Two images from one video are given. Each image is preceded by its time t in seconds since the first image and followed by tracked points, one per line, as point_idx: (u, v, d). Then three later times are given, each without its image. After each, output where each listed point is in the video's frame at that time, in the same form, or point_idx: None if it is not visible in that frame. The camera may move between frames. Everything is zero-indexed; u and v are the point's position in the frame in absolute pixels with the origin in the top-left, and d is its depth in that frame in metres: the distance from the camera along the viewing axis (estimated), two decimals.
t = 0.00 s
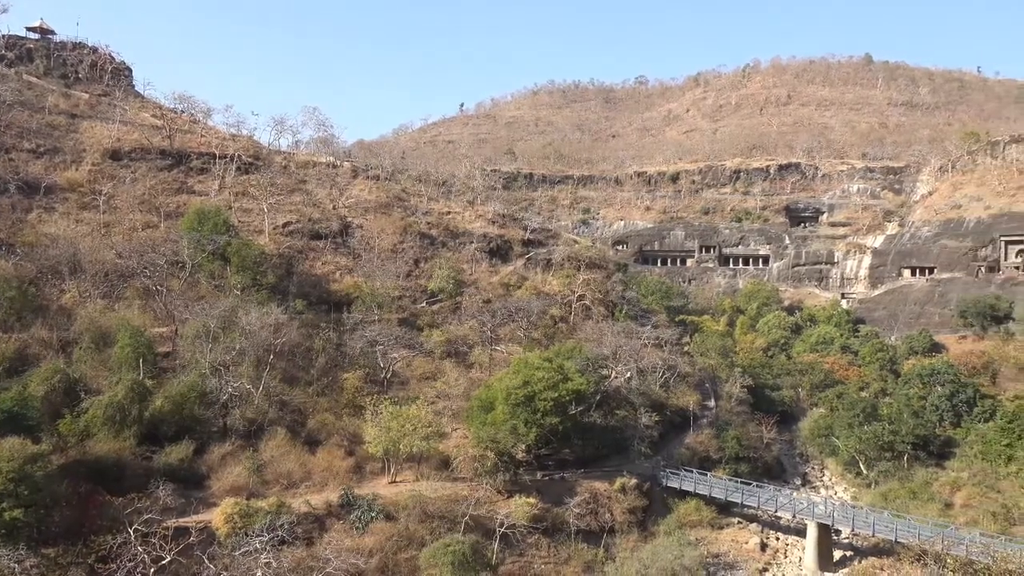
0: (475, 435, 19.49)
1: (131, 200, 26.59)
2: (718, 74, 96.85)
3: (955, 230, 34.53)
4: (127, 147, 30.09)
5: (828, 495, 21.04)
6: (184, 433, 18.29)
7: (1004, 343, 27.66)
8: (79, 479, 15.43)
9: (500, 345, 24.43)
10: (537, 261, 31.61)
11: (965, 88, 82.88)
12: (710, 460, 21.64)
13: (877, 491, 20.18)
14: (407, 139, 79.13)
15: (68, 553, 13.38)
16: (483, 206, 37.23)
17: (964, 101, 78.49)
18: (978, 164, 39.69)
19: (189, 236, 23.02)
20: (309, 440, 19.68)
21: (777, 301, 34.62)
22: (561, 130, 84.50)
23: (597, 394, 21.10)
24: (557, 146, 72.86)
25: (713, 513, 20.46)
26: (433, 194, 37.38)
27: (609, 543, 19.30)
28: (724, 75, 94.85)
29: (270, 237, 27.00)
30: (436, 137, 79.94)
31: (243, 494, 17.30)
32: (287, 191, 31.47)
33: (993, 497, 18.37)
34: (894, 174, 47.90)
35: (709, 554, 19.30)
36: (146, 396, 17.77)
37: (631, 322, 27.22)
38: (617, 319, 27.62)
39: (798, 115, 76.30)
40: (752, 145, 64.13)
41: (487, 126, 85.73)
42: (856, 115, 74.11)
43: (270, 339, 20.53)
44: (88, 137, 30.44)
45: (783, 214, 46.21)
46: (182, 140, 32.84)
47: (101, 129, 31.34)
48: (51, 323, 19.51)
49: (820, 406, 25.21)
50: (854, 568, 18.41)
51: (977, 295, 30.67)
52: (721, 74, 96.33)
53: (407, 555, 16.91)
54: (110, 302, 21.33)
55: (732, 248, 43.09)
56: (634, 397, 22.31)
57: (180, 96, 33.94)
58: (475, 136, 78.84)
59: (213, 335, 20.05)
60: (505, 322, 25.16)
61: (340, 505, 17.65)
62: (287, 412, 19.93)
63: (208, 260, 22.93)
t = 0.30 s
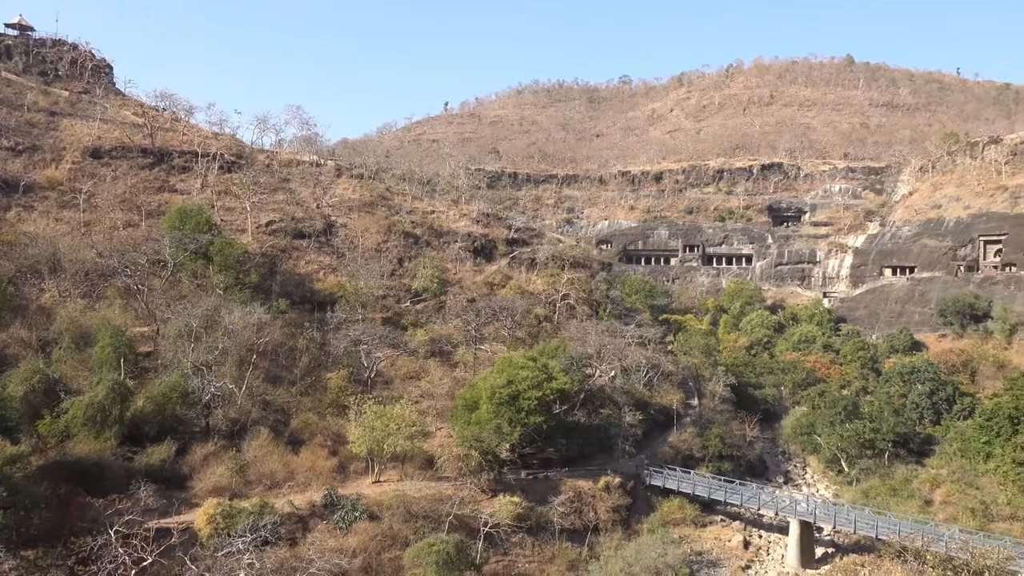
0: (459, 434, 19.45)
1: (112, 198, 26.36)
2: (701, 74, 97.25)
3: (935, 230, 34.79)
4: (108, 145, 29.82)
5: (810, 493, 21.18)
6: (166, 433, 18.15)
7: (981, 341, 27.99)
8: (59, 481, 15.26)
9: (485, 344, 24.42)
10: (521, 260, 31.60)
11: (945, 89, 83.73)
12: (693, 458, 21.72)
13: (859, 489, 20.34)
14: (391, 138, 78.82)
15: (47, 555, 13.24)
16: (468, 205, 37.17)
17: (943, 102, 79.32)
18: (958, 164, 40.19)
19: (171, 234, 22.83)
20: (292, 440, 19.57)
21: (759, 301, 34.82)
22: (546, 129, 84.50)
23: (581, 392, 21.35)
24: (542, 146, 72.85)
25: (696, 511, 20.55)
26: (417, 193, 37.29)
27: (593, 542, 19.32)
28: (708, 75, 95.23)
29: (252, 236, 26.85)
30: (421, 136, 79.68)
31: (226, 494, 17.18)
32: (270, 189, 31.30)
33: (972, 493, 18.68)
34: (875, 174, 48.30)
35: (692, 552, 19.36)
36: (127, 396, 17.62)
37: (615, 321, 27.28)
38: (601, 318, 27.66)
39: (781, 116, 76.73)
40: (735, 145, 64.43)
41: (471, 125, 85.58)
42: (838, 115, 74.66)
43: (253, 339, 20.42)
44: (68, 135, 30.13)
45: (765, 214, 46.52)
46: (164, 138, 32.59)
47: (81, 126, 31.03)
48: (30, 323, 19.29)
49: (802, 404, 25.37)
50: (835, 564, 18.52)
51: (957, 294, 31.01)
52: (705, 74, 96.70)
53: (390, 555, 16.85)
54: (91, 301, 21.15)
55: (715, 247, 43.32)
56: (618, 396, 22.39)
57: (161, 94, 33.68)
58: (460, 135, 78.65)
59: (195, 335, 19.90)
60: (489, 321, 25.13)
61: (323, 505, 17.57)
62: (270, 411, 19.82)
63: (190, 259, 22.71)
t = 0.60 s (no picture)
0: (441, 433, 19.43)
1: (90, 196, 26.07)
2: (684, 74, 97.54)
3: (913, 229, 35.15)
4: (87, 142, 29.49)
5: (791, 490, 21.34)
6: (145, 433, 17.99)
7: (958, 339, 28.31)
8: (36, 481, 15.06)
9: (468, 343, 24.39)
10: (504, 259, 31.59)
11: (923, 89, 84.66)
12: (675, 456, 21.84)
13: (838, 486, 20.59)
14: (374, 136, 78.44)
15: (25, 557, 13.04)
16: (451, 204, 37.13)
17: (921, 102, 80.24)
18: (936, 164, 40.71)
19: (151, 233, 22.61)
20: (273, 440, 19.45)
21: (740, 300, 34.99)
22: (528, 128, 84.47)
23: (564, 391, 21.47)
24: (525, 145, 72.77)
25: (678, 509, 20.66)
26: (399, 192, 37.20)
27: (575, 540, 19.37)
28: (689, 75, 95.57)
29: (233, 235, 26.67)
30: (404, 134, 79.32)
31: (206, 495, 17.06)
32: (251, 188, 31.10)
33: (949, 489, 19.13)
34: (855, 173, 48.68)
35: (674, 549, 19.46)
36: (106, 396, 17.43)
37: (597, 320, 27.35)
38: (583, 317, 27.71)
39: (761, 116, 77.25)
40: (717, 144, 64.80)
41: (454, 124, 85.39)
42: (818, 116, 75.19)
43: (234, 339, 20.28)
44: (45, 132, 29.75)
45: (746, 213, 46.82)
46: (143, 136, 32.28)
47: (59, 123, 30.65)
48: (6, 322, 19.03)
49: (783, 402, 25.55)
50: (815, 561, 18.70)
51: (934, 292, 31.41)
52: (687, 74, 97.13)
53: (372, 555, 16.79)
54: (69, 300, 20.91)
55: (697, 246, 43.48)
56: (600, 394, 22.46)
57: (141, 91, 33.38)
58: (442, 134, 78.48)
59: (175, 334, 19.71)
60: (471, 320, 25.10)
61: (305, 505, 17.49)
62: (251, 411, 19.70)
63: (170, 258, 22.50)
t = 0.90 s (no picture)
0: (422, 432, 19.39)
1: (66, 193, 25.74)
2: (664, 73, 97.94)
3: (889, 228, 35.55)
4: (62, 139, 29.10)
5: (769, 487, 21.50)
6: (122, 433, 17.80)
7: (933, 337, 28.61)
8: (11, 482, 14.73)
9: (448, 342, 24.35)
10: (485, 257, 31.56)
11: (899, 90, 85.66)
12: (655, 454, 21.94)
13: (815, 483, 20.80)
14: (354, 135, 77.99)
15: None
16: (431, 202, 37.06)
17: (897, 103, 81.19)
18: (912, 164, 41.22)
19: (128, 231, 22.36)
20: (252, 439, 19.31)
21: (719, 298, 35.22)
22: (509, 127, 84.40)
23: (544, 390, 21.59)
24: (505, 144, 72.70)
25: (658, 506, 20.75)
26: (380, 191, 37.10)
27: (556, 538, 19.39)
28: (670, 75, 95.94)
29: (212, 233, 26.45)
30: (384, 133, 78.95)
31: (184, 495, 16.90)
32: (230, 185, 30.85)
33: (924, 486, 19.42)
34: (833, 173, 49.12)
35: (654, 547, 19.55)
36: (82, 396, 17.23)
37: (578, 318, 27.41)
38: (564, 316, 27.77)
39: (740, 116, 77.76)
40: (696, 144, 65.16)
41: (434, 122, 85.13)
42: (796, 116, 75.76)
43: (213, 338, 20.09)
44: (20, 128, 29.32)
45: (725, 212, 47.12)
46: (120, 133, 31.93)
47: (34, 120, 30.22)
48: None
49: (761, 400, 25.74)
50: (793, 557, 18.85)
51: (910, 291, 31.78)
52: (667, 74, 97.55)
53: (353, 554, 16.70)
54: (44, 299, 20.65)
55: (676, 245, 43.65)
56: (580, 393, 22.52)
57: (118, 87, 33.00)
58: (423, 132, 78.23)
59: (153, 333, 19.49)
60: (452, 319, 25.05)
61: (284, 505, 17.39)
62: (230, 411, 19.54)
63: (148, 256, 22.25)
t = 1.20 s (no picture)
0: (401, 431, 19.34)
1: (38, 190, 25.39)
2: (643, 73, 98.32)
3: (864, 228, 35.98)
4: (35, 136, 28.70)
5: (746, 484, 21.66)
6: (97, 433, 17.59)
7: (907, 335, 28.97)
8: None
9: (427, 341, 24.31)
10: (464, 255, 31.54)
11: (874, 91, 86.62)
12: (633, 452, 22.06)
13: (791, 480, 21.01)
14: (332, 132, 77.47)
15: None
16: (410, 200, 36.98)
17: (872, 104, 82.10)
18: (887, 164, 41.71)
19: (103, 228, 22.08)
20: (229, 439, 19.17)
21: (697, 297, 35.50)
22: (488, 125, 84.27)
23: (523, 388, 21.58)
24: (484, 142, 72.64)
25: (636, 504, 20.86)
26: (358, 189, 36.96)
27: (535, 536, 19.45)
28: (649, 75, 96.32)
29: (188, 231, 26.22)
30: (363, 130, 78.46)
31: (160, 496, 16.76)
32: (207, 183, 30.61)
33: (898, 482, 19.74)
34: (809, 173, 49.59)
35: (632, 544, 19.67)
36: (55, 396, 16.99)
37: (557, 317, 27.47)
38: (542, 314, 27.81)
39: (718, 116, 78.25)
40: (675, 143, 65.48)
41: (413, 120, 84.80)
42: (773, 116, 76.37)
43: (189, 337, 19.89)
44: None
45: (704, 211, 47.34)
46: (94, 129, 31.54)
47: (6, 116, 29.77)
48: None
49: (739, 397, 25.94)
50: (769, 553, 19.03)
51: (885, 290, 32.13)
52: (645, 73, 97.90)
53: (331, 554, 16.66)
54: (16, 298, 20.36)
55: (655, 244, 43.89)
56: (560, 391, 22.55)
57: (92, 83, 32.55)
58: (402, 130, 77.89)
59: (128, 332, 19.24)
60: (431, 317, 25.01)
61: (262, 504, 17.29)
62: (206, 410, 19.37)
63: (123, 254, 21.99)
